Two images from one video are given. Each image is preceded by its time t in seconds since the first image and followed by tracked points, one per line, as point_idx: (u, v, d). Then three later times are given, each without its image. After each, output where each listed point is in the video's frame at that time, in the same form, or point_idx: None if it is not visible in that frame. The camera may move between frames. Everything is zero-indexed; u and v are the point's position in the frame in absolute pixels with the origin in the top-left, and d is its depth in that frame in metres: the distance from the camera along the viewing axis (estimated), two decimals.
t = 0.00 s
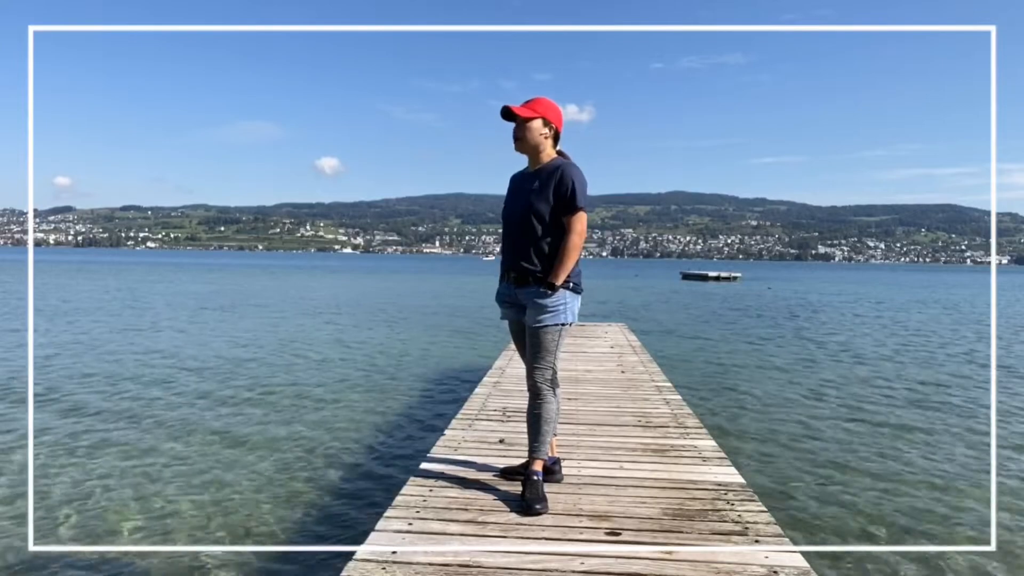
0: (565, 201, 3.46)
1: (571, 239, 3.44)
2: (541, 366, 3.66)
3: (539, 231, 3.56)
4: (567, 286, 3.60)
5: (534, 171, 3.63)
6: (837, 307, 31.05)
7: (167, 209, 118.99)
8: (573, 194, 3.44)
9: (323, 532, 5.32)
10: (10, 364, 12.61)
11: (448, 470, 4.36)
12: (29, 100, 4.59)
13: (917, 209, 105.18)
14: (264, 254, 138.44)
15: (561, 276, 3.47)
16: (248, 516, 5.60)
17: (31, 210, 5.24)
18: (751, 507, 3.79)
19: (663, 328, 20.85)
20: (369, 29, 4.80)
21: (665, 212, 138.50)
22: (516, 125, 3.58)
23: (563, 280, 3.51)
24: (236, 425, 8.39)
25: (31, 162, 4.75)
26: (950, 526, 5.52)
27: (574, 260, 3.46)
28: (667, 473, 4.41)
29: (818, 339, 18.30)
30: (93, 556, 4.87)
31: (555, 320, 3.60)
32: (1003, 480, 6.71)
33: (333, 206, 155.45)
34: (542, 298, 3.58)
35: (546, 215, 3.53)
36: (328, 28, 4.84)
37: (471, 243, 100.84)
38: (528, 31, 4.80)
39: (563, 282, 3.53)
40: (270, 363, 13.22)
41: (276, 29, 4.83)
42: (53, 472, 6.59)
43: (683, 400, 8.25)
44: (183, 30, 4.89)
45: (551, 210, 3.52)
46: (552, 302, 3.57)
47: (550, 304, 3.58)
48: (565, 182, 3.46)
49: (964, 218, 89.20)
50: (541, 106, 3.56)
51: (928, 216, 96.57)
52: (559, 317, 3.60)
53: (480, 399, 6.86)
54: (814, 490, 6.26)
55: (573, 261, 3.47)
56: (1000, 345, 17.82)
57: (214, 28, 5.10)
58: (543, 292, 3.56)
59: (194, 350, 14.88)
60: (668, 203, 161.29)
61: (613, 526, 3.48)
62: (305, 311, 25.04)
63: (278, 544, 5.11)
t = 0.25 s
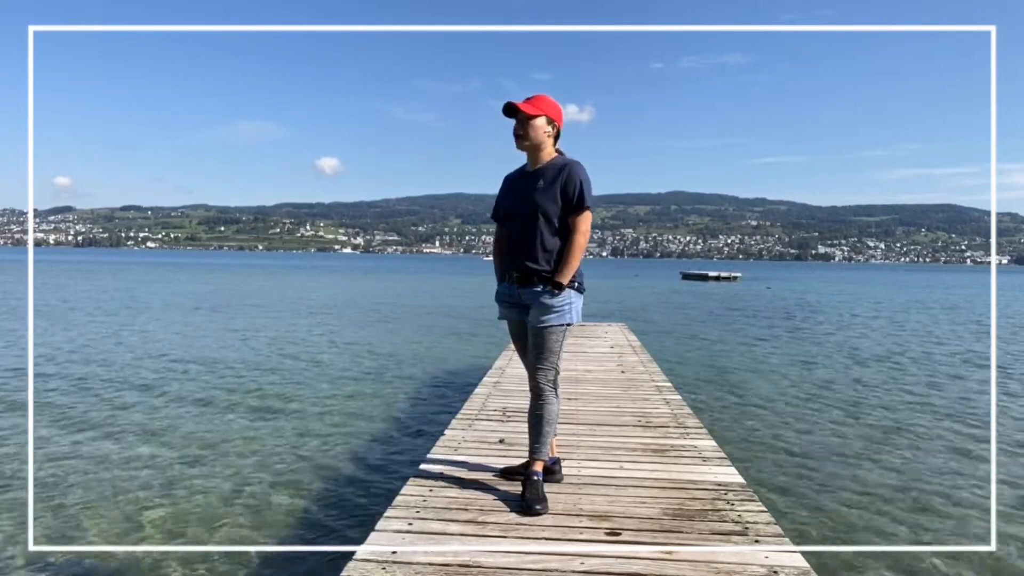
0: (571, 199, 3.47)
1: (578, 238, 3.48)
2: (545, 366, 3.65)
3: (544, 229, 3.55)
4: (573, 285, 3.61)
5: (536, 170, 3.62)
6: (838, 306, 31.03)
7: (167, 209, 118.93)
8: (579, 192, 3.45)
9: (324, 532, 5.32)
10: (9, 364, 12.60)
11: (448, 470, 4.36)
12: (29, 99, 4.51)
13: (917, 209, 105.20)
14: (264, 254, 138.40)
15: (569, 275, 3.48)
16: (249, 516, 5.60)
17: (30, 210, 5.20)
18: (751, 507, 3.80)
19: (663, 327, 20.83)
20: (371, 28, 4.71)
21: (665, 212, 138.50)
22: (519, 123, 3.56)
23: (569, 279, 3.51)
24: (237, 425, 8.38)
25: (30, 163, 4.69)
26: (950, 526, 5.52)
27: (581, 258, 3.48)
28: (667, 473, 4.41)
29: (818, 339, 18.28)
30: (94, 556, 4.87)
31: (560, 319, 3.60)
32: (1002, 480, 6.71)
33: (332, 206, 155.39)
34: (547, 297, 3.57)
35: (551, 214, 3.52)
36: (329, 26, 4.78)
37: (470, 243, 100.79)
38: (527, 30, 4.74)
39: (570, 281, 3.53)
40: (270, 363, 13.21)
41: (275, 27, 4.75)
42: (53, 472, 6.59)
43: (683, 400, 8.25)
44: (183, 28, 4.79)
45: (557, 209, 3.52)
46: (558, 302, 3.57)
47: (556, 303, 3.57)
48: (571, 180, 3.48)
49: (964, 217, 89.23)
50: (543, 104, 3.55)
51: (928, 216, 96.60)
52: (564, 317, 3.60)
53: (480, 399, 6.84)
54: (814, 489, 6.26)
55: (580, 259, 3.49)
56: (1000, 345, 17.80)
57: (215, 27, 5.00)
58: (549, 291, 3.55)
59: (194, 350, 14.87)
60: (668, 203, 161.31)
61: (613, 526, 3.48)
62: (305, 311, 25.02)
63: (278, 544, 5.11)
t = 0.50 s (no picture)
0: (573, 196, 3.48)
1: (581, 235, 3.48)
2: (550, 367, 3.65)
3: (546, 228, 3.54)
4: (578, 285, 3.61)
5: (534, 168, 3.61)
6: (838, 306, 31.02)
7: (168, 209, 118.95)
8: (581, 189, 3.46)
9: (323, 532, 5.32)
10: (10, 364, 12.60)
11: (448, 471, 4.36)
12: (29, 101, 4.48)
13: (917, 209, 105.21)
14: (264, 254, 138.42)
15: (574, 273, 3.48)
16: (248, 516, 5.61)
17: (31, 210, 5.20)
18: (751, 507, 3.79)
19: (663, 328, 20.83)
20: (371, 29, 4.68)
21: (665, 212, 138.51)
22: (517, 122, 3.56)
23: (575, 278, 3.51)
24: (237, 425, 8.38)
25: (31, 164, 4.66)
26: (950, 526, 5.51)
27: (585, 255, 3.49)
28: (667, 473, 4.41)
29: (818, 339, 18.27)
30: (94, 556, 4.87)
31: (566, 320, 3.60)
32: (1002, 480, 6.71)
33: (332, 206, 155.42)
34: (553, 297, 3.56)
35: (554, 213, 3.52)
36: (331, 27, 4.74)
37: (471, 243, 100.77)
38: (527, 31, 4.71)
39: (575, 280, 3.53)
40: (270, 363, 13.20)
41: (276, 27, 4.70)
42: (53, 472, 6.59)
43: (683, 400, 8.25)
44: (183, 29, 4.75)
45: (558, 207, 3.52)
46: (564, 301, 3.56)
47: (562, 303, 3.56)
48: (572, 178, 3.48)
49: (964, 218, 89.26)
50: (541, 101, 3.55)
51: (928, 216, 96.60)
52: (570, 317, 3.60)
53: (480, 399, 6.85)
54: (814, 489, 6.25)
55: (584, 256, 3.50)
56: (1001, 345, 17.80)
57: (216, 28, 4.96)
58: (554, 291, 3.55)
59: (194, 350, 14.87)
60: (668, 203, 161.32)
61: (613, 526, 3.48)
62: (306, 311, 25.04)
63: (278, 544, 5.11)
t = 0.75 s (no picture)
0: (572, 194, 3.47)
1: (581, 233, 3.47)
2: (553, 368, 3.65)
3: (546, 227, 3.54)
4: (582, 283, 3.61)
5: (533, 168, 3.61)
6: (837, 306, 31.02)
7: (167, 209, 118.85)
8: (578, 187, 3.45)
9: (323, 532, 5.31)
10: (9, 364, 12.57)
11: (448, 471, 4.35)
12: (29, 101, 4.38)
13: (917, 209, 105.26)
14: (263, 254, 138.35)
15: (576, 272, 3.47)
16: (248, 516, 5.60)
17: (31, 210, 5.16)
18: (751, 507, 3.79)
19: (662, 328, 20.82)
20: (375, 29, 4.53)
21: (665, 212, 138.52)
22: (515, 121, 3.56)
23: (577, 276, 3.50)
24: (237, 425, 8.37)
25: (30, 165, 4.58)
26: (951, 527, 5.51)
27: (586, 253, 3.48)
28: (667, 473, 4.41)
29: (817, 339, 18.27)
30: (95, 557, 4.87)
31: (569, 319, 3.59)
32: (1002, 480, 6.71)
33: (332, 206, 155.32)
34: (555, 297, 3.56)
35: (553, 211, 3.51)
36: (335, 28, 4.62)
37: (470, 243, 100.73)
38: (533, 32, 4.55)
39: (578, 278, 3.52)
40: (270, 363, 13.19)
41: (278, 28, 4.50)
42: (52, 472, 6.58)
43: (683, 400, 8.24)
44: (187, 29, 4.60)
45: (557, 206, 3.51)
46: (567, 301, 3.56)
47: (565, 303, 3.56)
48: (570, 175, 3.47)
49: (964, 217, 89.30)
50: (538, 100, 3.55)
51: (928, 216, 96.65)
52: (574, 317, 3.59)
53: (480, 399, 6.84)
54: (814, 489, 6.25)
55: (586, 254, 3.49)
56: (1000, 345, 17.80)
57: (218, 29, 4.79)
58: (556, 291, 3.54)
59: (193, 349, 14.84)
60: (668, 203, 161.31)
61: (613, 526, 3.48)
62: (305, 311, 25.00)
63: (278, 544, 5.11)
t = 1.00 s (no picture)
0: (570, 193, 3.47)
1: (579, 232, 3.45)
2: (553, 368, 3.65)
3: (545, 225, 3.54)
4: (581, 283, 3.61)
5: (532, 166, 3.62)
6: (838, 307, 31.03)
7: (168, 210, 118.85)
8: (576, 185, 3.44)
9: (323, 532, 5.32)
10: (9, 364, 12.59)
11: (448, 471, 4.36)
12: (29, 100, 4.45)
13: (917, 209, 105.27)
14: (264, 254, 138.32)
15: (574, 273, 3.46)
16: (249, 516, 5.61)
17: (31, 210, 5.18)
18: (751, 507, 3.79)
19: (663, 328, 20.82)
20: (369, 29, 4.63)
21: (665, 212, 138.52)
22: (514, 120, 3.57)
23: (576, 277, 3.50)
24: (237, 424, 8.38)
25: (30, 165, 4.63)
26: (950, 527, 5.51)
27: (585, 253, 3.47)
28: (667, 473, 4.41)
29: (817, 339, 18.28)
30: (94, 557, 4.88)
31: (569, 320, 3.59)
32: (1001, 480, 6.72)
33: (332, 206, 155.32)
34: (555, 296, 3.55)
35: (551, 210, 3.51)
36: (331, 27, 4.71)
37: (470, 243, 100.74)
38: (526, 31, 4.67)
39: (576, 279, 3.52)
40: (270, 363, 13.20)
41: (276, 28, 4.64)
42: (53, 472, 6.59)
43: (682, 400, 8.25)
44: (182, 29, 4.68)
45: (556, 205, 3.51)
46: (566, 301, 3.56)
47: (564, 303, 3.56)
48: (568, 174, 3.46)
49: (964, 217, 89.30)
50: (538, 98, 3.55)
51: (928, 216, 96.63)
52: (573, 317, 3.59)
53: (480, 399, 6.85)
54: (813, 489, 6.25)
55: (584, 254, 3.48)
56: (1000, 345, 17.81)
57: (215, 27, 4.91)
58: (555, 291, 3.54)
59: (194, 349, 14.85)
60: (668, 203, 161.31)
61: (613, 526, 3.48)
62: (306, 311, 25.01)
63: (279, 544, 5.11)
